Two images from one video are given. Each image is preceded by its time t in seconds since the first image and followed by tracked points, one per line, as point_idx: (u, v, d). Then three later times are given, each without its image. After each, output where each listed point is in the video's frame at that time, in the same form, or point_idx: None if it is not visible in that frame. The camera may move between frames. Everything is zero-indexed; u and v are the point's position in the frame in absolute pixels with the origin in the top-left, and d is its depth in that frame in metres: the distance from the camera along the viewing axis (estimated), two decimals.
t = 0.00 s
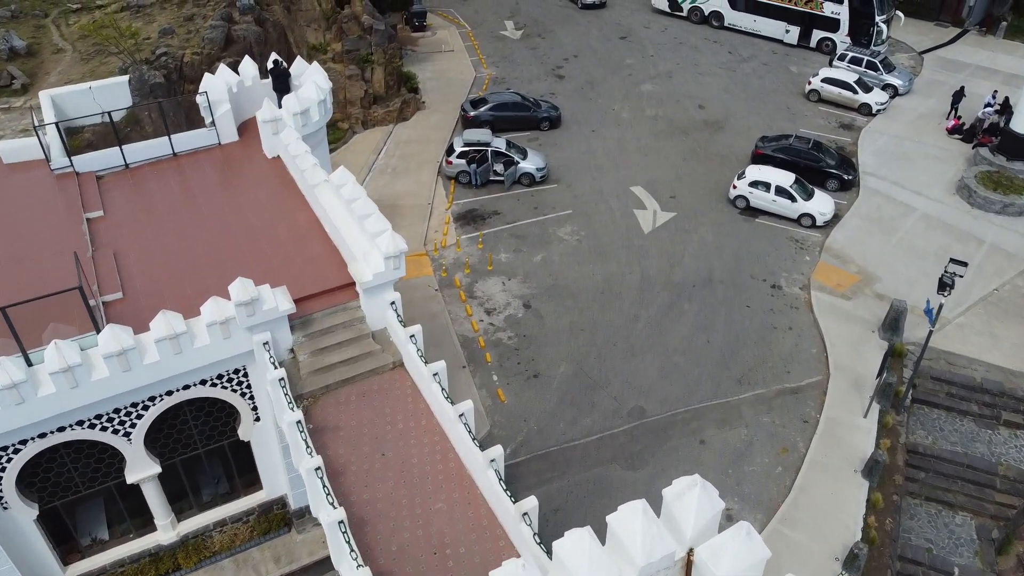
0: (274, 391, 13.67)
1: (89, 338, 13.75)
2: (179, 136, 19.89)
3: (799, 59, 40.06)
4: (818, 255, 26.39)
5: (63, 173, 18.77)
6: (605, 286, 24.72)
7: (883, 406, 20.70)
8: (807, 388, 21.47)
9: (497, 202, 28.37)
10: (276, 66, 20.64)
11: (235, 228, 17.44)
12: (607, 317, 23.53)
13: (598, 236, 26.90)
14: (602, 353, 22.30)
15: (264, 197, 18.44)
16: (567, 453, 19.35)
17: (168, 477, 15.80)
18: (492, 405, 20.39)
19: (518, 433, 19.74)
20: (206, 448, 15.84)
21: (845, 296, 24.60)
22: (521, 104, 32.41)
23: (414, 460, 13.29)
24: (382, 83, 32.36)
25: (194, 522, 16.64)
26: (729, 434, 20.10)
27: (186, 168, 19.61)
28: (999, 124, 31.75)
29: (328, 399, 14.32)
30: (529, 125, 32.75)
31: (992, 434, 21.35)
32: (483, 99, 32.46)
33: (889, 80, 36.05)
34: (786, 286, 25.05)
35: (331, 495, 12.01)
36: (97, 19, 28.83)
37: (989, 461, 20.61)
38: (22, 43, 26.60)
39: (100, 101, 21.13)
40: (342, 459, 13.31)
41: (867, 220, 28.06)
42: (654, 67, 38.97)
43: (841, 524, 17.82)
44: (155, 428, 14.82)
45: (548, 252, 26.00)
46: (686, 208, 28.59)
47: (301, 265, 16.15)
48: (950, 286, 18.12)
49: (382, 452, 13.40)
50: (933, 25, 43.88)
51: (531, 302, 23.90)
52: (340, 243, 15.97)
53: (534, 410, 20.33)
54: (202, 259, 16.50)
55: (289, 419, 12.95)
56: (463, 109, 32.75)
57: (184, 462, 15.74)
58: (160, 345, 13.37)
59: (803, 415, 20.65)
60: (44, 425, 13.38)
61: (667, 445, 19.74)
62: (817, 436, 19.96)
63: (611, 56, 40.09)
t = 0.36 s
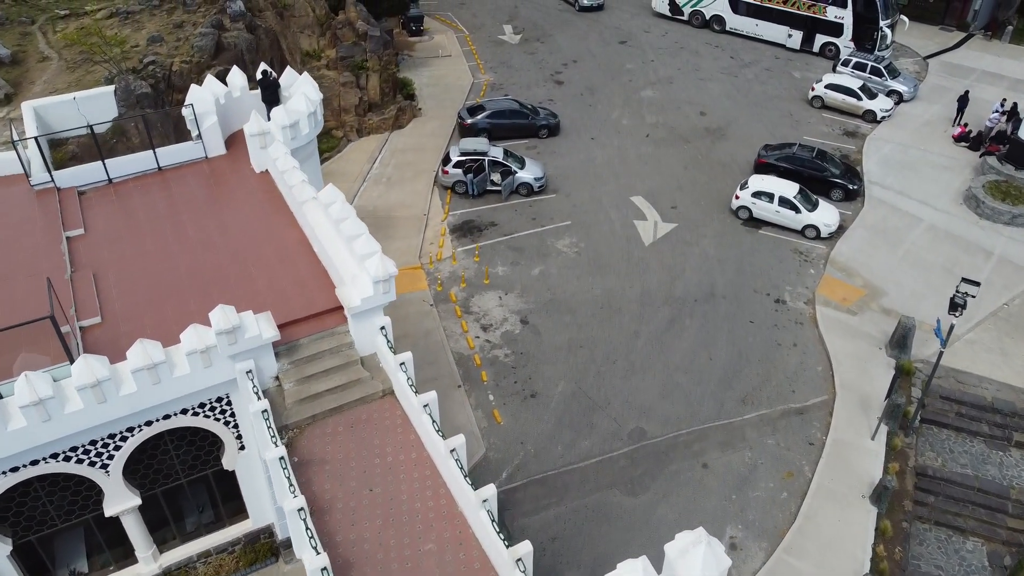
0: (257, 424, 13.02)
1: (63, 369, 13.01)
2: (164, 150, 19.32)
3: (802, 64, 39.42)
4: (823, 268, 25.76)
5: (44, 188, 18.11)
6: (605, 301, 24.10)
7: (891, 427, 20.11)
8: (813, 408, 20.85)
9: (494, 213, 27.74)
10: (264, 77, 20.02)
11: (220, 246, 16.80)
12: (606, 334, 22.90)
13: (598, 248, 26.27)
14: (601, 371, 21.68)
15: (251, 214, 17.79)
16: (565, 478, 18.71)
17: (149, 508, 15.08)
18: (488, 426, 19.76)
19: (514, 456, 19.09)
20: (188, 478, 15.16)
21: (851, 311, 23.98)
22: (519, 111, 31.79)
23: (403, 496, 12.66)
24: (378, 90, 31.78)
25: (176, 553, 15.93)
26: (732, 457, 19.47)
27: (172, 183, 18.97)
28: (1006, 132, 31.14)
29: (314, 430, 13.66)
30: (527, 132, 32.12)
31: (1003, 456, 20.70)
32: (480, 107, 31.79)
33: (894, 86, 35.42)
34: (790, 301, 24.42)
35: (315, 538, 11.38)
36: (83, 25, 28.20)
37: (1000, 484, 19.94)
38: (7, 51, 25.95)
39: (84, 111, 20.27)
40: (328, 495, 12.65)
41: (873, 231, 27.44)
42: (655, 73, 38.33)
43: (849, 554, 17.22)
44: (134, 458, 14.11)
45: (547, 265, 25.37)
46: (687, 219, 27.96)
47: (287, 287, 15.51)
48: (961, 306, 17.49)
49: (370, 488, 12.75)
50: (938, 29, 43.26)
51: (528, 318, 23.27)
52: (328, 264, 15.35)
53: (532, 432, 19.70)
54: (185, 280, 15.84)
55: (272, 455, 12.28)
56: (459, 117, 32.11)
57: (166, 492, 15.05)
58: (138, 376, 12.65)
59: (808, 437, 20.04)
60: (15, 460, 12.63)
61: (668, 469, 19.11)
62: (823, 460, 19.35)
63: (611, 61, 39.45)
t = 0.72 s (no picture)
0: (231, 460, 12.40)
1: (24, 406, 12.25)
2: (139, 166, 18.67)
3: (795, 68, 38.97)
4: (818, 279, 25.29)
5: (13, 207, 17.43)
6: (596, 314, 23.57)
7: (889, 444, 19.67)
8: (810, 425, 20.36)
9: (483, 224, 27.17)
10: (244, 89, 19.34)
11: (195, 266, 16.14)
12: (597, 350, 22.37)
13: (589, 260, 25.74)
14: (593, 389, 21.14)
15: (229, 232, 17.12)
16: (556, 502, 18.16)
17: (120, 545, 14.25)
18: (476, 448, 19.20)
19: (503, 480, 18.55)
20: (161, 514, 14.31)
21: (848, 323, 23.50)
22: (509, 118, 31.23)
23: (384, 535, 12.09)
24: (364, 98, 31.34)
25: None
26: (727, 477, 18.95)
27: (147, 200, 18.30)
28: (1002, 137, 30.77)
29: (291, 464, 13.05)
30: (517, 140, 31.57)
31: (1003, 473, 20.19)
32: (469, 114, 31.23)
33: (888, 90, 34.99)
34: (785, 313, 23.93)
35: None
36: (60, 34, 27.57)
37: (1001, 502, 19.42)
38: None
39: (59, 126, 19.33)
40: (306, 534, 12.05)
41: (868, 240, 27.00)
42: (647, 78, 37.82)
43: None
44: (103, 494, 13.30)
45: (537, 278, 24.82)
46: (680, 228, 27.45)
47: (265, 310, 14.83)
48: (963, 323, 16.99)
49: (349, 527, 12.16)
50: (932, 32, 42.90)
51: (518, 333, 22.71)
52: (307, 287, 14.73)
53: (521, 454, 19.15)
54: (158, 302, 15.15)
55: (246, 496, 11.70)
56: (448, 125, 31.54)
57: (137, 528, 14.20)
58: (104, 411, 11.90)
59: (804, 456, 19.55)
60: None
61: (662, 491, 18.58)
62: (820, 480, 18.86)
63: (602, 65, 38.91)
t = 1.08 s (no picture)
0: (134, 529, 11.50)
1: None
2: (13, 209, 17.22)
3: (695, 62, 39.60)
4: (732, 272, 25.62)
5: None
6: (517, 325, 23.24)
7: (812, 433, 20.02)
8: (734, 421, 20.52)
9: (395, 239, 26.46)
10: (127, 116, 18.26)
11: (82, 314, 14.90)
12: (520, 362, 22.02)
13: (506, 269, 25.36)
14: (519, 402, 20.78)
15: (118, 274, 15.92)
16: (489, 524, 17.70)
17: None
18: (403, 477, 18.58)
19: (434, 507, 17.99)
20: None
21: (763, 314, 23.86)
22: (415, 128, 30.57)
23: None
24: (262, 116, 30.14)
25: None
26: (658, 482, 18.89)
27: (24, 245, 16.87)
28: (894, 121, 31.97)
29: (203, 523, 12.17)
30: (425, 149, 30.92)
31: (919, 449, 20.77)
32: (373, 126, 30.39)
33: (785, 80, 35.89)
34: (703, 309, 24.13)
35: None
36: None
37: (920, 479, 19.96)
38: None
39: None
40: None
41: (777, 229, 27.55)
42: (552, 79, 37.74)
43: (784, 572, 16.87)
44: None
45: (455, 291, 24.30)
46: (595, 230, 27.39)
47: (162, 358, 13.81)
48: (873, 311, 17.33)
49: None
50: (821, 21, 44.33)
51: (439, 351, 22.15)
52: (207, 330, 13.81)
53: (451, 478, 18.64)
54: (41, 357, 13.88)
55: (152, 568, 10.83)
56: (352, 138, 30.64)
57: None
58: None
59: (732, 452, 19.68)
60: None
61: (595, 501, 18.37)
62: (749, 476, 18.98)
63: (506, 68, 38.63)
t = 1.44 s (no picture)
0: None
1: None
2: None
3: (586, 60, 39.85)
4: (640, 267, 25.79)
5: None
6: (431, 340, 22.65)
7: (731, 422, 20.27)
8: (655, 417, 20.58)
9: (297, 261, 25.41)
10: None
11: None
12: (437, 378, 21.45)
13: (415, 283, 24.72)
14: (439, 421, 20.23)
15: None
16: (419, 552, 17.10)
17: None
18: (325, 512, 17.75)
19: (359, 540, 17.26)
20: None
21: (674, 307, 24.11)
22: (308, 143, 29.49)
23: None
24: (140, 140, 28.67)
25: None
26: (586, 488, 18.73)
27: None
28: (780, 107, 32.99)
29: None
30: (320, 165, 29.87)
31: (832, 426, 21.37)
32: (263, 144, 29.10)
33: (674, 73, 36.53)
34: (615, 307, 24.17)
35: None
36: None
37: (835, 455, 20.50)
38: None
39: None
40: None
41: (680, 221, 27.96)
42: (445, 83, 37.19)
43: (717, 565, 16.99)
44: None
45: (364, 311, 23.50)
46: (501, 236, 27.06)
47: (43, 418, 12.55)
48: (780, 299, 17.60)
49: None
50: (703, 12, 45.43)
51: (352, 375, 21.33)
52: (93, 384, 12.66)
53: (375, 508, 17.94)
54: None
55: None
56: (241, 159, 29.25)
57: None
58: None
59: (656, 449, 19.72)
60: None
61: (525, 515, 18.03)
62: (675, 472, 19.04)
63: (398, 75, 37.85)
